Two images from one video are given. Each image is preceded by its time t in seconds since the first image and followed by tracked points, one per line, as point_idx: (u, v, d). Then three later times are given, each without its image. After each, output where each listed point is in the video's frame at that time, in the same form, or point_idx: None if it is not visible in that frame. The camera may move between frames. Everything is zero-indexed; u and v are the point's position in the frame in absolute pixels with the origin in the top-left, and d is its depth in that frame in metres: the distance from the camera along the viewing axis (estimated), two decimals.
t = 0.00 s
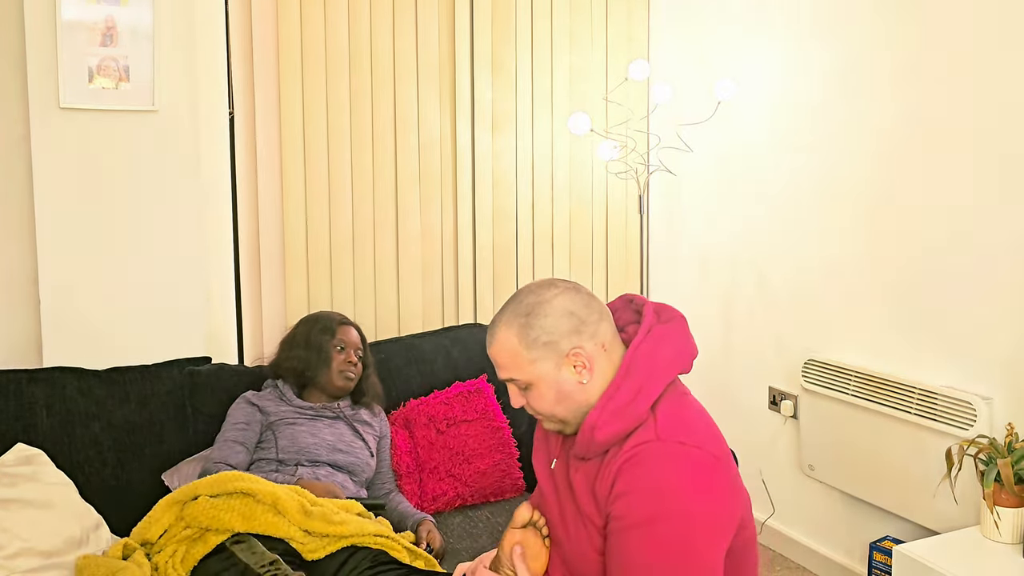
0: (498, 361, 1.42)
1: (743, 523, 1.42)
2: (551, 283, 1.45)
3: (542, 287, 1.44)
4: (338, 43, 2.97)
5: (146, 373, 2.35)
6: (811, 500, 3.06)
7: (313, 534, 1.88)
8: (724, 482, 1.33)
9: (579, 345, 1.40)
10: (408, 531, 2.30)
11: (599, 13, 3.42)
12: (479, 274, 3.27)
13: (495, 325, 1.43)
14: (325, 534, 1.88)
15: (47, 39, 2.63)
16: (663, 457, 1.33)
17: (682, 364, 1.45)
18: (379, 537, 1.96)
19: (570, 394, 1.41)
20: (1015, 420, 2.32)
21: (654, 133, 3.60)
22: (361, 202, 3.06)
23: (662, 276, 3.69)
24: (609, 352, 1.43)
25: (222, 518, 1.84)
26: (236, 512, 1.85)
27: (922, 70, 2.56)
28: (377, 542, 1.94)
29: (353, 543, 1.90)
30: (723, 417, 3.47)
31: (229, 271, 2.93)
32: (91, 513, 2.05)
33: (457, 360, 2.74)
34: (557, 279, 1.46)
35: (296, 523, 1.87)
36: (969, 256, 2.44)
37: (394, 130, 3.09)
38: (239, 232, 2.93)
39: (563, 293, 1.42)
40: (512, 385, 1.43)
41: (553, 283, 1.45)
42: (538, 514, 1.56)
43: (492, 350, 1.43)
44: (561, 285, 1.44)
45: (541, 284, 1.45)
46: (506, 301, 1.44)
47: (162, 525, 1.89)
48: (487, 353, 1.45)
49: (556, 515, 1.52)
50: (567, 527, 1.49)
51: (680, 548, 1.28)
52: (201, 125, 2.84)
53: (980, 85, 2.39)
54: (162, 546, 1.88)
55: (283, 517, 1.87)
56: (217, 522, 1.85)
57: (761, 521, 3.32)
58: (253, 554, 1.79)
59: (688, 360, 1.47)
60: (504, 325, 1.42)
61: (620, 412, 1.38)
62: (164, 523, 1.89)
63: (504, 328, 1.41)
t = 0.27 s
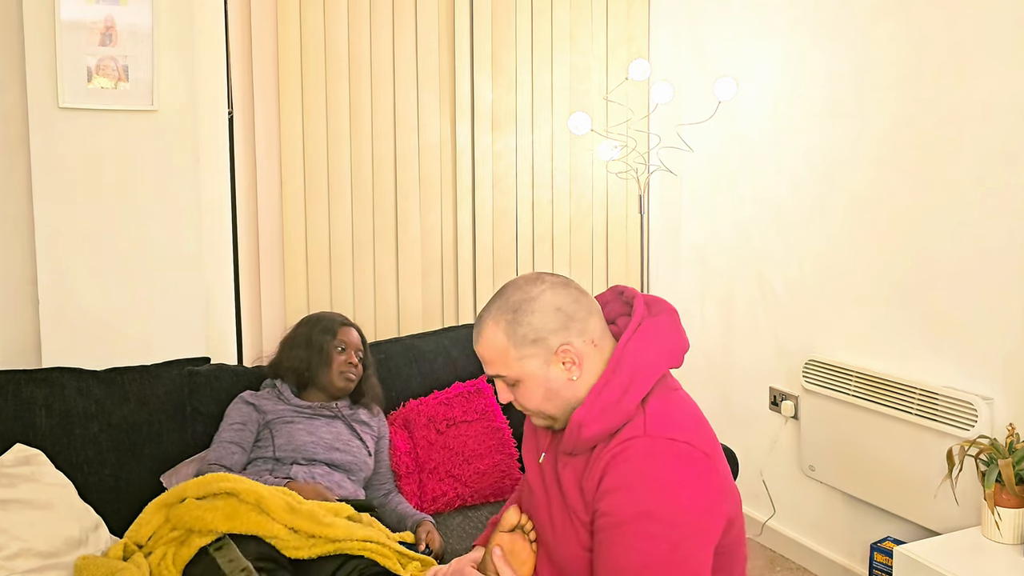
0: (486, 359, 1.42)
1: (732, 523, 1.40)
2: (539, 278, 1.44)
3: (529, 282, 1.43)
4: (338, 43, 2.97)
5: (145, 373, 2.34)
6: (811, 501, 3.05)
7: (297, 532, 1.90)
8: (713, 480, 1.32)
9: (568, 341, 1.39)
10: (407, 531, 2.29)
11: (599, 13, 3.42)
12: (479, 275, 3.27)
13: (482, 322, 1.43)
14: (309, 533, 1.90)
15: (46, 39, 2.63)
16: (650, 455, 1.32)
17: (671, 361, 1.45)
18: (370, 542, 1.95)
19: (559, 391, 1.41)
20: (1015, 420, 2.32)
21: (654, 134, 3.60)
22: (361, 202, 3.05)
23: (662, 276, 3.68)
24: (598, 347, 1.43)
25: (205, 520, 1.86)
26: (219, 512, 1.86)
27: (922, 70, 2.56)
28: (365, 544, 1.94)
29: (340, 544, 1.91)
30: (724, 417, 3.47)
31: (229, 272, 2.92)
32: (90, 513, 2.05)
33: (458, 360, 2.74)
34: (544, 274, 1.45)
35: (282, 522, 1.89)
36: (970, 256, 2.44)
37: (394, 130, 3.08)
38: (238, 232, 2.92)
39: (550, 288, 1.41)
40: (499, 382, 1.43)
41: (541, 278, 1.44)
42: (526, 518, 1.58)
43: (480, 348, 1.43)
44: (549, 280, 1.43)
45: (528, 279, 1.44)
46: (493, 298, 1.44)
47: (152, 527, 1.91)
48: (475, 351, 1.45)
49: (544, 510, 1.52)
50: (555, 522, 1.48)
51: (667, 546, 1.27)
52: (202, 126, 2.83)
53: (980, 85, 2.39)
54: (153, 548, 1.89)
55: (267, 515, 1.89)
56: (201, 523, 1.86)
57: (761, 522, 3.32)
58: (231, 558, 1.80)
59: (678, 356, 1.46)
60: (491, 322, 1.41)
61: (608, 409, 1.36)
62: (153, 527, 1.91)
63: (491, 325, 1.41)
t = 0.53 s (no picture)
0: (477, 368, 1.41)
1: (725, 525, 1.40)
2: (528, 284, 1.44)
3: (519, 288, 1.42)
4: (338, 43, 2.97)
5: (145, 373, 2.34)
6: (811, 501, 3.05)
7: (298, 540, 1.88)
8: (706, 484, 1.32)
9: (560, 347, 1.39)
10: (407, 531, 2.29)
11: (599, 12, 3.41)
12: (479, 275, 3.27)
13: (472, 330, 1.42)
14: (310, 540, 1.88)
15: (46, 39, 2.63)
16: (641, 460, 1.32)
17: (662, 363, 1.44)
18: (371, 544, 1.95)
19: (552, 397, 1.41)
20: (1015, 420, 2.32)
21: (654, 133, 3.59)
22: (361, 202, 3.05)
23: (662, 276, 3.68)
24: (590, 351, 1.43)
25: (206, 526, 1.85)
26: (221, 520, 1.85)
27: (922, 69, 2.55)
28: (366, 548, 1.94)
29: (340, 548, 1.90)
30: (724, 417, 3.47)
31: (229, 272, 2.92)
32: (90, 514, 2.05)
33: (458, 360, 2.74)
34: (534, 279, 1.45)
35: (283, 530, 1.88)
36: (970, 255, 2.43)
37: (394, 130, 3.08)
38: (238, 232, 2.92)
39: (541, 294, 1.41)
40: (492, 390, 1.43)
41: (530, 284, 1.44)
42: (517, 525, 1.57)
43: (470, 356, 1.43)
44: (539, 285, 1.43)
45: (517, 284, 1.44)
46: (483, 305, 1.43)
47: (152, 531, 1.90)
48: (466, 358, 1.44)
49: (538, 516, 1.52)
50: (549, 528, 1.48)
51: (659, 552, 1.27)
52: (201, 125, 2.83)
53: (980, 85, 2.39)
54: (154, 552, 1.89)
55: (269, 523, 1.87)
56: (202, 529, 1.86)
57: (761, 522, 3.32)
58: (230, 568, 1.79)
59: (668, 357, 1.45)
60: (482, 330, 1.41)
61: (598, 415, 1.36)
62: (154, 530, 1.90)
63: (481, 333, 1.40)
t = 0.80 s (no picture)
0: (477, 371, 1.41)
1: (729, 523, 1.40)
2: (526, 285, 1.44)
3: (517, 290, 1.42)
4: (338, 42, 2.96)
5: (144, 373, 2.34)
6: (811, 501, 3.05)
7: (298, 541, 1.87)
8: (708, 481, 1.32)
9: (560, 348, 1.39)
10: (407, 531, 2.29)
11: (599, 12, 3.41)
12: (479, 275, 3.26)
13: (471, 334, 1.42)
14: (310, 542, 1.87)
15: (46, 39, 2.63)
16: (643, 460, 1.32)
17: (662, 362, 1.45)
18: (372, 545, 1.95)
19: (554, 399, 1.41)
20: (1015, 420, 2.32)
21: (654, 133, 3.59)
22: (361, 202, 3.05)
23: (662, 276, 3.68)
24: (590, 352, 1.43)
25: (206, 527, 1.85)
26: (222, 521, 1.85)
27: (922, 69, 2.55)
28: (366, 548, 1.93)
29: (341, 549, 1.89)
30: (724, 417, 3.47)
31: (229, 272, 2.92)
32: (91, 514, 2.05)
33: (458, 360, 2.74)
34: (531, 280, 1.44)
35: (284, 532, 1.87)
36: (970, 255, 2.43)
37: (394, 130, 3.08)
38: (238, 232, 2.92)
39: (539, 295, 1.41)
40: (493, 392, 1.43)
41: (529, 285, 1.43)
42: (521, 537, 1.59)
43: (470, 359, 1.42)
44: (537, 287, 1.43)
45: (515, 286, 1.43)
46: (481, 308, 1.42)
47: (152, 532, 1.90)
48: (465, 362, 1.44)
49: (539, 518, 1.52)
50: (552, 531, 1.48)
51: (664, 551, 1.27)
52: (201, 125, 2.83)
53: (980, 85, 2.39)
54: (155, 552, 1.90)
55: (269, 524, 1.87)
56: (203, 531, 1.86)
57: (761, 522, 3.32)
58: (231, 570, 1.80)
59: (668, 355, 1.46)
60: (481, 333, 1.40)
61: (601, 415, 1.37)
62: (155, 531, 1.91)
63: (481, 336, 1.40)
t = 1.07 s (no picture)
0: (487, 365, 1.40)
1: (736, 518, 1.41)
2: (537, 280, 1.44)
3: (528, 285, 1.42)
4: (338, 43, 2.96)
5: (144, 373, 2.34)
6: (811, 501, 3.05)
7: (298, 541, 1.87)
8: (718, 475, 1.34)
9: (572, 343, 1.40)
10: (407, 531, 2.29)
11: (599, 12, 3.41)
12: (479, 275, 3.26)
13: (481, 326, 1.41)
14: (310, 541, 1.87)
15: (46, 39, 2.63)
16: (657, 455, 1.33)
17: (674, 359, 1.45)
18: (371, 545, 1.95)
19: (563, 395, 1.41)
20: (1015, 420, 2.32)
21: (655, 134, 3.56)
22: (360, 202, 3.05)
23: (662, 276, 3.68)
24: (599, 348, 1.44)
25: (206, 527, 1.85)
26: (221, 521, 1.85)
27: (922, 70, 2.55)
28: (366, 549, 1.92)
29: (341, 550, 1.89)
30: (724, 416, 3.47)
31: (228, 272, 2.92)
32: (91, 513, 2.05)
33: (458, 360, 2.74)
34: (542, 275, 1.45)
35: (284, 532, 1.87)
36: (970, 255, 2.43)
37: (394, 130, 3.08)
38: (238, 232, 2.92)
39: (551, 290, 1.41)
40: (501, 386, 1.42)
41: (540, 280, 1.44)
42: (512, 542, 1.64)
43: (479, 353, 1.41)
44: (548, 282, 1.43)
45: (526, 281, 1.44)
46: (493, 301, 1.42)
47: (152, 532, 1.90)
48: (473, 356, 1.43)
49: (543, 519, 1.52)
50: (559, 528, 1.48)
51: (679, 542, 1.28)
52: (201, 125, 2.83)
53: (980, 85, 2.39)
54: (155, 551, 1.90)
55: (269, 524, 1.87)
56: (203, 531, 1.86)
57: (761, 522, 3.32)
58: (231, 570, 1.80)
59: (680, 353, 1.46)
60: (493, 326, 1.39)
61: (612, 410, 1.38)
62: (154, 531, 1.91)
63: (492, 330, 1.39)
